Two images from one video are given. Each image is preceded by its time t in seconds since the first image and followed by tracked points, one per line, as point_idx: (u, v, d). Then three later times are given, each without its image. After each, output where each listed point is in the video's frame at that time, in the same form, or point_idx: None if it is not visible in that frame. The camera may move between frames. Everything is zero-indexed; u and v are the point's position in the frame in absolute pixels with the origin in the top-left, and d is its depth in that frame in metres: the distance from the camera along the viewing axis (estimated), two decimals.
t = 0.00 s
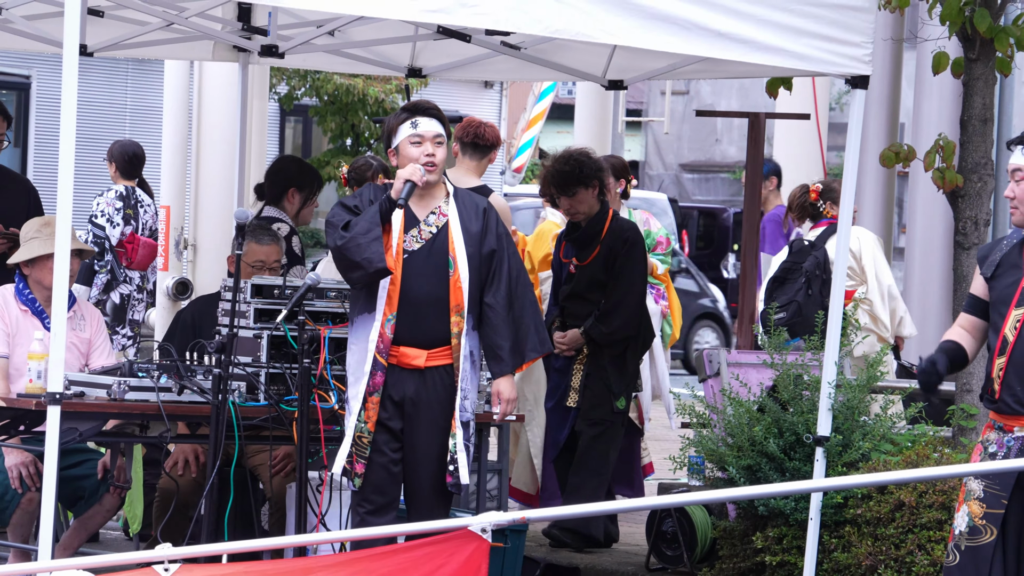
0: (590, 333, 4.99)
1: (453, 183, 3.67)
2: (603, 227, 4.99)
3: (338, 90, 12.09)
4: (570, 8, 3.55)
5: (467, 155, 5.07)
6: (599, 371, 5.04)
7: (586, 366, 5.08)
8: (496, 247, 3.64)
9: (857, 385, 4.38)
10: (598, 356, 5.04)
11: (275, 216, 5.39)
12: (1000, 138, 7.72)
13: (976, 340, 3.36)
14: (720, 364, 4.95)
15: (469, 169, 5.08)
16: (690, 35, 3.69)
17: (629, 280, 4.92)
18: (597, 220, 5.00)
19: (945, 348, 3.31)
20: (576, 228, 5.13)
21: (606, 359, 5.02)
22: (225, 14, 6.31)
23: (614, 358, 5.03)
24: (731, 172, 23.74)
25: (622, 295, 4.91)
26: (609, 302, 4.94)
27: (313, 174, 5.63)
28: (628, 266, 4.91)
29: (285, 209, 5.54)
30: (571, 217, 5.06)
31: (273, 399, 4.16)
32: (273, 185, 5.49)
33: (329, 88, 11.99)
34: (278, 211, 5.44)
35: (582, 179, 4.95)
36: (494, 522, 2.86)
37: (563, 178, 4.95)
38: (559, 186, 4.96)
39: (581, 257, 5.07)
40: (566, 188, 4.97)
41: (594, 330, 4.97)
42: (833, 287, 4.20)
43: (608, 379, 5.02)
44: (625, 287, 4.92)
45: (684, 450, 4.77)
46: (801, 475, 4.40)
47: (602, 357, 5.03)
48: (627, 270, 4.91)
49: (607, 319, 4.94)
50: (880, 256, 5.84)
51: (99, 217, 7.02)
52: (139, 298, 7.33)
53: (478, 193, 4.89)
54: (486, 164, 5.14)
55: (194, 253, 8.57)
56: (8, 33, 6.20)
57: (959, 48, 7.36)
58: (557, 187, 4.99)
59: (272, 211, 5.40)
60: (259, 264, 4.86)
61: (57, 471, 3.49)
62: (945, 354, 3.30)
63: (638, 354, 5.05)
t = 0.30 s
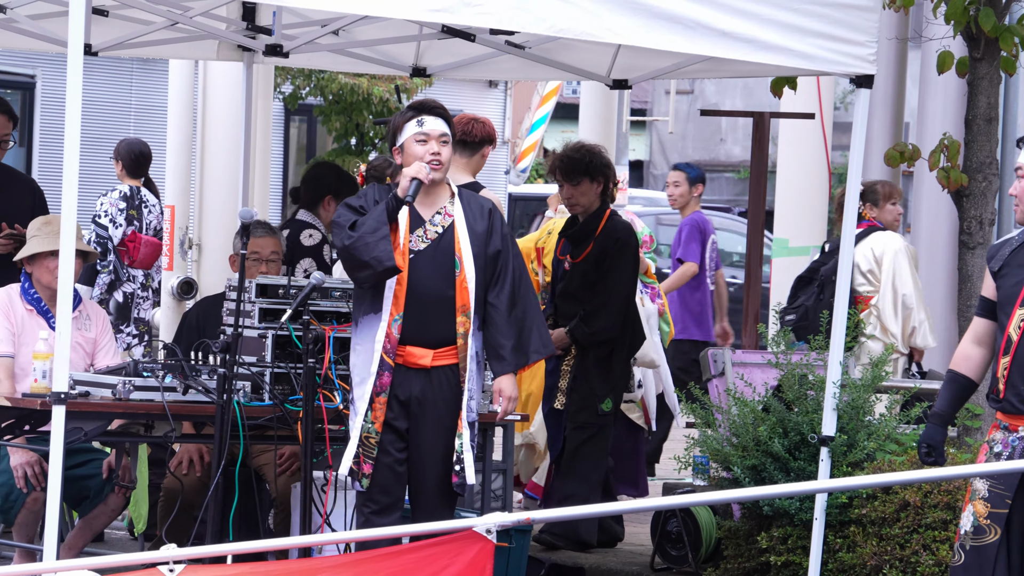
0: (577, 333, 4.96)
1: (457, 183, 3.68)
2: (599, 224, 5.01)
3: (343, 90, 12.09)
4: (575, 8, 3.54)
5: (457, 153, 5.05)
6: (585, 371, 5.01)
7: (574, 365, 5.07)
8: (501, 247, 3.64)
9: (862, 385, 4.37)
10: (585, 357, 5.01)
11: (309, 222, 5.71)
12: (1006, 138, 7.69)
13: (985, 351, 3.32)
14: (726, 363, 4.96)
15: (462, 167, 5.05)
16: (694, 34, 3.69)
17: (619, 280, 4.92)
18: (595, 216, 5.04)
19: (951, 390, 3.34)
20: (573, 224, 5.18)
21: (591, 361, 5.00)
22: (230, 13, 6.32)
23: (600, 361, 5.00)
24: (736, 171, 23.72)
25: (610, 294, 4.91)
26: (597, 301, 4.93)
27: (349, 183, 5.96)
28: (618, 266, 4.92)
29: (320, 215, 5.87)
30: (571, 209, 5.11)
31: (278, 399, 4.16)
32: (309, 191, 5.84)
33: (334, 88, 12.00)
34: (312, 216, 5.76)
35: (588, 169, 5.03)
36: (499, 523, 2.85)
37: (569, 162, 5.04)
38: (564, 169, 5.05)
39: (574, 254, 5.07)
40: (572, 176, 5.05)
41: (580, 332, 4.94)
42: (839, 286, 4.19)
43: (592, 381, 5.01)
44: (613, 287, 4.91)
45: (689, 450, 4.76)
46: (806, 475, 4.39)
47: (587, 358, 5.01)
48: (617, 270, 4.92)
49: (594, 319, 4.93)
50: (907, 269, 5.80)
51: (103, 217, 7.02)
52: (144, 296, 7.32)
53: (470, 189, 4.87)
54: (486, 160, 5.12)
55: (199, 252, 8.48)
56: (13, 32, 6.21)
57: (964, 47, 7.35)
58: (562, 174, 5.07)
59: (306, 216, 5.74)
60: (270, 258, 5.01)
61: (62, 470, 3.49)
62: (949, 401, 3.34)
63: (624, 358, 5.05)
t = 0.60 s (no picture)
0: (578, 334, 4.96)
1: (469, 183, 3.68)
2: (601, 226, 5.03)
3: (354, 89, 12.09)
4: (585, 8, 3.54)
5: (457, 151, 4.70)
6: (584, 373, 5.00)
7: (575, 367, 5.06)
8: (511, 247, 3.64)
9: (872, 384, 4.36)
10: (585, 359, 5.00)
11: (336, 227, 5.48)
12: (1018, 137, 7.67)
13: (994, 349, 3.28)
14: (735, 363, 4.93)
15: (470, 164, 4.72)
16: (706, 34, 3.69)
17: (620, 280, 4.92)
18: (597, 217, 5.05)
19: (955, 385, 3.30)
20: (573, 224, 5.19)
21: (590, 364, 4.98)
22: (241, 13, 6.33)
23: (599, 363, 4.98)
24: (747, 170, 23.69)
25: (612, 294, 4.92)
26: (599, 302, 4.94)
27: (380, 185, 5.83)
28: (620, 266, 4.94)
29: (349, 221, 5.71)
30: (574, 210, 5.10)
31: (288, 398, 4.18)
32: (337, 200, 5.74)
33: (344, 87, 12.01)
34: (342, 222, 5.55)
35: (595, 170, 5.03)
36: (508, 520, 2.85)
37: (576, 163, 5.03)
38: (571, 170, 5.04)
39: (576, 255, 5.08)
40: (578, 176, 5.03)
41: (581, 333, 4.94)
42: (849, 286, 4.18)
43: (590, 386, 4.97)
44: (615, 287, 4.92)
45: (699, 450, 4.76)
46: (816, 475, 4.38)
47: (587, 361, 4.99)
48: (619, 270, 4.93)
49: (596, 321, 4.93)
50: (940, 268, 5.71)
51: (110, 217, 7.05)
52: (153, 294, 7.39)
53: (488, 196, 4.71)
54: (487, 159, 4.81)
55: (210, 251, 8.58)
56: (25, 33, 6.23)
57: (976, 46, 7.32)
58: (568, 172, 5.05)
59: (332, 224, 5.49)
60: (273, 250, 5.17)
61: (73, 469, 3.51)
62: (953, 395, 3.30)
63: (624, 360, 5.01)
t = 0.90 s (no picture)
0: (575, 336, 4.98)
1: (470, 183, 3.68)
2: (597, 229, 5.03)
3: (354, 89, 12.08)
4: (586, 8, 3.54)
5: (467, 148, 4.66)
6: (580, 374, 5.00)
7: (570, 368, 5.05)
8: (512, 248, 3.63)
9: (873, 384, 4.36)
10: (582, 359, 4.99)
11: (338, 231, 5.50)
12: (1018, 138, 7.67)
13: (993, 349, 3.22)
14: (736, 363, 4.93)
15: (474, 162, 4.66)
16: (706, 35, 3.69)
17: (614, 282, 4.95)
18: (593, 220, 5.05)
19: (961, 385, 3.21)
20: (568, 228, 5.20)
21: (586, 365, 4.97)
22: (241, 13, 6.33)
23: (594, 364, 4.97)
24: (747, 170, 23.68)
25: (608, 296, 4.94)
26: (596, 305, 4.95)
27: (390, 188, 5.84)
28: (616, 269, 4.96)
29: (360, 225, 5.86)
30: (574, 214, 5.07)
31: (288, 398, 4.16)
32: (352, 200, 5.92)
33: (345, 87, 12.01)
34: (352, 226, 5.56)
35: (597, 176, 5.00)
36: (509, 517, 2.81)
37: (577, 171, 4.99)
38: (575, 180, 5.00)
39: (571, 257, 5.08)
40: (581, 184, 4.99)
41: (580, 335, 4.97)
42: (850, 287, 4.17)
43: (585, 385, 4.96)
44: (610, 289, 4.95)
45: (700, 450, 4.76)
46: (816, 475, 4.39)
47: (583, 362, 4.99)
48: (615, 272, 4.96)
49: (593, 323, 4.94)
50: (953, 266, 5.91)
51: (111, 218, 7.05)
52: (153, 295, 7.35)
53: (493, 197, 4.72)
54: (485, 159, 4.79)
55: (210, 252, 8.60)
56: (25, 33, 6.23)
57: (977, 46, 7.32)
58: (571, 181, 5.00)
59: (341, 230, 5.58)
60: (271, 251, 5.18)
61: (73, 469, 3.51)
62: (960, 395, 3.19)
63: (620, 362, 5.01)
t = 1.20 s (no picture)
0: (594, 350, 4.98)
1: (471, 186, 3.68)
2: (600, 242, 4.93)
3: (354, 89, 12.08)
4: (586, 8, 3.54)
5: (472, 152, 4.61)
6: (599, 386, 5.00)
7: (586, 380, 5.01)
8: (511, 251, 3.63)
9: (873, 384, 4.36)
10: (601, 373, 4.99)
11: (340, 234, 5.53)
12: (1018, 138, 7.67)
13: (992, 350, 3.21)
14: (736, 363, 4.93)
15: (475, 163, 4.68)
16: (706, 35, 3.69)
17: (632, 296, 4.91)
18: (595, 234, 4.93)
19: (961, 389, 3.21)
20: (563, 238, 4.99)
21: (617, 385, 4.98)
22: (241, 13, 6.33)
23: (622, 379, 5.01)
24: (747, 170, 23.69)
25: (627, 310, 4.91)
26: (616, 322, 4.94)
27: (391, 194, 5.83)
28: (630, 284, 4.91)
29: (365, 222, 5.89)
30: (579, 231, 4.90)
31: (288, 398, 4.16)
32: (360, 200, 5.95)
33: (345, 87, 12.01)
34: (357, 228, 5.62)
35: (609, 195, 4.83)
36: (509, 517, 2.80)
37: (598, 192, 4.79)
38: (596, 204, 4.80)
39: (574, 270, 4.96)
40: (597, 205, 4.80)
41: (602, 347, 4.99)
42: (850, 288, 4.17)
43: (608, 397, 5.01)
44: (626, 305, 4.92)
45: (700, 450, 4.76)
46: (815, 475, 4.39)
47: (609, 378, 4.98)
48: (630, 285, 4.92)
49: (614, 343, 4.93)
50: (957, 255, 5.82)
51: (111, 218, 7.05)
52: (154, 295, 7.32)
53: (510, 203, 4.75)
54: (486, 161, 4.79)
55: (210, 252, 8.61)
56: (25, 33, 6.23)
57: (977, 46, 7.33)
58: (588, 204, 4.79)
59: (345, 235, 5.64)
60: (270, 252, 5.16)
61: (73, 469, 3.51)
62: (960, 400, 3.19)
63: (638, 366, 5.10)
